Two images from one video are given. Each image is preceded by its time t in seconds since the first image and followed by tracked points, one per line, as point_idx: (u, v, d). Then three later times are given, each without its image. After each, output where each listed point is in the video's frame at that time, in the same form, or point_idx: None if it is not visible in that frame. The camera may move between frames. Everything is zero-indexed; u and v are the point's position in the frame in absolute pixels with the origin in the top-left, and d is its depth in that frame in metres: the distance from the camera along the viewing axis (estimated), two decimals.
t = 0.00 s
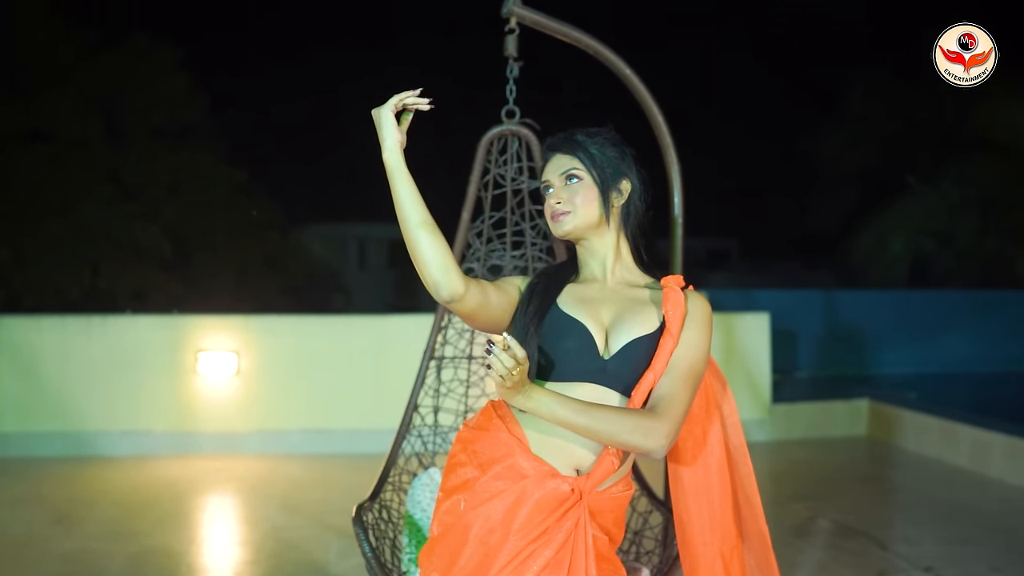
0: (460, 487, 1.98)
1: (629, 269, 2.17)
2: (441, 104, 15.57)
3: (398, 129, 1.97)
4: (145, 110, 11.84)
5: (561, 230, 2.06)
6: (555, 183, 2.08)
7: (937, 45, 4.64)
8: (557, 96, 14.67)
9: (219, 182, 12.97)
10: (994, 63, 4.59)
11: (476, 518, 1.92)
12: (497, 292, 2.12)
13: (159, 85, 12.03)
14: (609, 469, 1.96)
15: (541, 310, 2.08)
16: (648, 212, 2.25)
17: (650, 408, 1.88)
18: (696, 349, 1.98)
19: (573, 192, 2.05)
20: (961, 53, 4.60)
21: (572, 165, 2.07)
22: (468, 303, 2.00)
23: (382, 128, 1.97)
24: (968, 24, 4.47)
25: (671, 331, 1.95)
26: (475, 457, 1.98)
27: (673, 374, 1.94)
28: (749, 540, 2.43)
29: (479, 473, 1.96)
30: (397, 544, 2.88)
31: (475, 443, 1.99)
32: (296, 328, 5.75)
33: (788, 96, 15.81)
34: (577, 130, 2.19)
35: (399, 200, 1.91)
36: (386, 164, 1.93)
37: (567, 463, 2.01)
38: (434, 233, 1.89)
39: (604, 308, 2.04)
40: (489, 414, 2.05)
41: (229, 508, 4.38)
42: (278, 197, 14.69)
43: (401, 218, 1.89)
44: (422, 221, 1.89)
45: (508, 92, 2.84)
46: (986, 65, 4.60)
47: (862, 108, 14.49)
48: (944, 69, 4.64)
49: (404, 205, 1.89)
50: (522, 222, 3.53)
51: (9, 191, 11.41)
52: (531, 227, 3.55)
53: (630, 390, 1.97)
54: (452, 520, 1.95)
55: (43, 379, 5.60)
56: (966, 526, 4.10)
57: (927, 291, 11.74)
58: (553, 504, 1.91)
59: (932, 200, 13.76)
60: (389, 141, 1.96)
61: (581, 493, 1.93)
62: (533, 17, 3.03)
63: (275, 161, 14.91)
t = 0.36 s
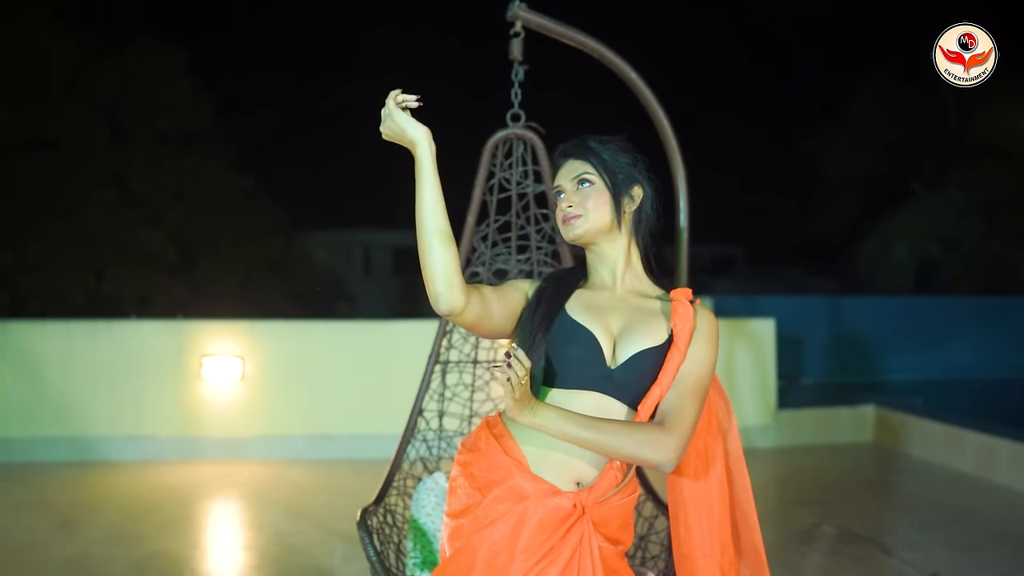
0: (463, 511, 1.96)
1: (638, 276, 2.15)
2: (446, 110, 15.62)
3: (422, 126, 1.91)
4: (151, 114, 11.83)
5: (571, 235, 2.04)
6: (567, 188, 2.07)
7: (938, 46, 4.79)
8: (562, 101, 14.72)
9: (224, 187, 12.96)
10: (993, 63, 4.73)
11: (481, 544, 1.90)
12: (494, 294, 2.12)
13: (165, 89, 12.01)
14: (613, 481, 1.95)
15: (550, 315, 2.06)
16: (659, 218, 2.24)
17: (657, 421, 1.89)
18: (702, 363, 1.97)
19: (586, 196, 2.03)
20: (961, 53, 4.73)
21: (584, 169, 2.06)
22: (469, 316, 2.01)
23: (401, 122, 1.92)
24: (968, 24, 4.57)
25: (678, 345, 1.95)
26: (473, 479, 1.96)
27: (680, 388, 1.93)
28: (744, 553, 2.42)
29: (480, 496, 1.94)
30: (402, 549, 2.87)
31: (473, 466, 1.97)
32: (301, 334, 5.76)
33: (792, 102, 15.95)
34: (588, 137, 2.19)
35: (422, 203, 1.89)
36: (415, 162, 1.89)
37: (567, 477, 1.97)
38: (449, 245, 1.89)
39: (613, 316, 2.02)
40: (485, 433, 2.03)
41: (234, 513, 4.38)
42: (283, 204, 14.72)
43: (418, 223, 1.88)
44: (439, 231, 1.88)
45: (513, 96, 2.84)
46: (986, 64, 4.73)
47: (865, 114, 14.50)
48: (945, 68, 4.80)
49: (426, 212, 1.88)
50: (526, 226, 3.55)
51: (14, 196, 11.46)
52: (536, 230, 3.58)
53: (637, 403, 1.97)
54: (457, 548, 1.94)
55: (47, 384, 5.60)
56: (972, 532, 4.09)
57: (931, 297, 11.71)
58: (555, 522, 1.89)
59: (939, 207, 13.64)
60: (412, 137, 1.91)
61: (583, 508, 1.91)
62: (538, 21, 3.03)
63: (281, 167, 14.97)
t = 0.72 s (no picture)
0: (470, 518, 1.94)
1: (651, 283, 2.14)
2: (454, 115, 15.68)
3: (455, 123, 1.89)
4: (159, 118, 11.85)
5: (587, 236, 2.02)
6: (584, 191, 2.06)
7: (939, 46, 4.99)
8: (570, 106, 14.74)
9: (232, 193, 12.89)
10: (993, 63, 4.92)
11: (489, 550, 1.88)
12: (478, 287, 2.08)
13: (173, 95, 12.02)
14: (621, 489, 1.94)
15: (559, 320, 2.02)
16: (673, 226, 2.23)
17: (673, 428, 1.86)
18: (713, 371, 1.95)
19: (602, 199, 2.01)
20: (961, 53, 4.94)
21: (601, 173, 2.04)
22: (442, 312, 1.98)
23: (429, 109, 1.89)
24: (967, 24, 4.74)
25: (690, 353, 1.92)
26: (480, 486, 1.94)
27: (692, 398, 1.91)
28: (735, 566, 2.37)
29: (487, 503, 1.92)
30: (409, 552, 2.87)
31: (480, 472, 1.96)
32: (309, 338, 5.76)
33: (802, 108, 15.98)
34: (603, 141, 2.18)
35: (430, 196, 1.88)
36: (439, 152, 1.87)
37: (576, 483, 1.95)
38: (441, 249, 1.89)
39: (625, 321, 2.00)
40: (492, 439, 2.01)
41: (240, 518, 4.37)
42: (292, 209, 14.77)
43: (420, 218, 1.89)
44: (436, 231, 1.88)
45: (522, 98, 2.83)
46: (986, 64, 4.92)
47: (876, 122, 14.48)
48: (945, 68, 5.02)
49: (431, 210, 1.87)
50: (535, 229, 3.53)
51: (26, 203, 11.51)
52: (545, 234, 3.56)
53: (648, 410, 1.94)
54: (466, 555, 1.92)
55: (55, 387, 5.62)
56: (983, 538, 4.05)
57: (938, 303, 11.66)
58: (563, 529, 1.87)
59: (946, 213, 13.56)
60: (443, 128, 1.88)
61: (591, 515, 1.89)
62: (547, 23, 3.02)
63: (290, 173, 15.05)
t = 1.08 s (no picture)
0: (473, 514, 1.90)
1: (656, 289, 2.12)
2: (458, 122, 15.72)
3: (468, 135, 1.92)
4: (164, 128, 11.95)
5: (591, 241, 2.01)
6: (588, 197, 2.04)
7: (938, 46, 4.99)
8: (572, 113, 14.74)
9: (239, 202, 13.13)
10: (993, 63, 4.96)
11: (491, 546, 1.84)
12: (474, 283, 2.09)
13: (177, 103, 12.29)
14: (628, 493, 1.93)
15: (564, 325, 2.00)
16: (677, 232, 2.22)
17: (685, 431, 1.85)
18: (720, 374, 1.94)
19: (607, 204, 2.01)
20: (961, 53, 4.95)
21: (605, 178, 2.03)
22: (424, 300, 2.01)
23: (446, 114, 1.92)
24: (968, 24, 4.74)
25: (697, 358, 1.92)
26: (487, 479, 1.90)
27: (701, 400, 1.91)
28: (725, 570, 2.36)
29: (492, 499, 1.88)
30: (410, 558, 2.87)
31: (487, 467, 1.92)
32: (313, 345, 5.76)
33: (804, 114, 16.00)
34: (607, 147, 2.17)
35: (429, 195, 1.91)
36: (445, 155, 1.90)
37: (582, 486, 1.93)
38: (427, 246, 1.93)
39: (631, 326, 1.98)
40: (501, 433, 1.98)
41: (244, 524, 4.37)
42: (296, 217, 14.80)
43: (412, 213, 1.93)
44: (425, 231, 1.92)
45: (524, 101, 2.83)
46: (986, 64, 4.94)
47: (878, 126, 14.51)
48: (945, 68, 5.02)
49: (424, 207, 1.91)
50: (538, 232, 3.53)
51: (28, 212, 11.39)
52: (547, 237, 3.55)
53: (656, 414, 1.93)
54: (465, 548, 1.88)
55: (58, 395, 5.61)
56: (989, 545, 4.03)
57: (942, 309, 11.65)
58: (569, 531, 1.84)
59: (950, 220, 13.57)
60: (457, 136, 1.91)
61: (597, 518, 1.87)
62: (549, 26, 3.02)
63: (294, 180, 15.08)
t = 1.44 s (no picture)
0: (470, 513, 1.88)
1: (654, 295, 2.10)
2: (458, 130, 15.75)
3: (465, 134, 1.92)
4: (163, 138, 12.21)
5: (585, 246, 1.99)
6: (583, 202, 2.04)
7: (939, 46, 4.99)
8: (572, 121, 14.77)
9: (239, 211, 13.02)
10: (992, 64, 4.97)
11: (488, 546, 1.82)
12: (467, 276, 2.07)
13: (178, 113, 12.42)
14: (627, 502, 1.89)
15: (558, 334, 1.96)
16: (673, 238, 2.21)
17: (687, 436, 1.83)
18: (720, 378, 1.93)
19: (602, 209, 2.00)
20: (961, 53, 4.96)
21: (599, 183, 2.02)
22: (411, 289, 2.01)
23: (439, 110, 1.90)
24: (969, 25, 4.69)
25: (696, 363, 1.90)
26: (487, 478, 1.89)
27: (702, 406, 1.89)
28: None
29: (491, 498, 1.86)
30: (406, 567, 2.85)
31: (486, 466, 1.90)
32: (311, 353, 5.74)
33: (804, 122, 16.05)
34: (602, 153, 2.16)
35: (417, 192, 1.91)
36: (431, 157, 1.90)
37: (581, 491, 1.91)
38: (416, 240, 1.94)
39: (629, 332, 1.96)
40: (501, 434, 1.96)
41: (242, 533, 4.35)
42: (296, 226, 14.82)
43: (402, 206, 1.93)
44: (413, 227, 1.92)
45: (520, 106, 2.83)
46: (985, 64, 4.96)
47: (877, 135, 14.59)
48: (944, 68, 5.03)
49: (412, 203, 1.91)
50: (534, 239, 3.50)
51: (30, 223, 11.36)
52: (543, 244, 3.52)
53: (655, 420, 1.91)
54: (460, 548, 1.86)
55: (57, 404, 5.60)
56: (990, 552, 4.01)
57: (943, 316, 11.63)
58: (568, 535, 1.83)
59: (950, 228, 13.57)
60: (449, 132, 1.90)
61: (596, 524, 1.85)
62: (545, 31, 3.03)
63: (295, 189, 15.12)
